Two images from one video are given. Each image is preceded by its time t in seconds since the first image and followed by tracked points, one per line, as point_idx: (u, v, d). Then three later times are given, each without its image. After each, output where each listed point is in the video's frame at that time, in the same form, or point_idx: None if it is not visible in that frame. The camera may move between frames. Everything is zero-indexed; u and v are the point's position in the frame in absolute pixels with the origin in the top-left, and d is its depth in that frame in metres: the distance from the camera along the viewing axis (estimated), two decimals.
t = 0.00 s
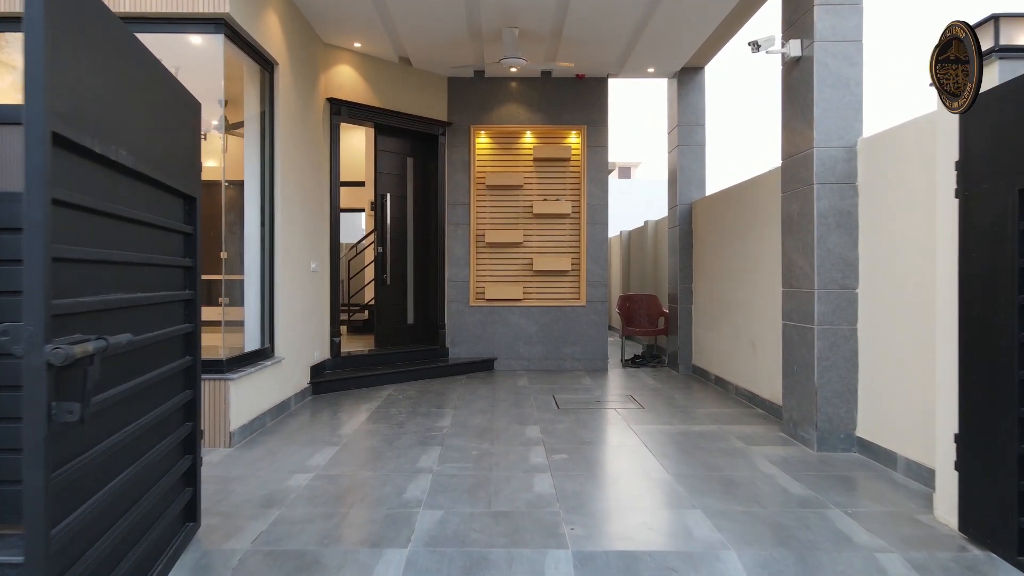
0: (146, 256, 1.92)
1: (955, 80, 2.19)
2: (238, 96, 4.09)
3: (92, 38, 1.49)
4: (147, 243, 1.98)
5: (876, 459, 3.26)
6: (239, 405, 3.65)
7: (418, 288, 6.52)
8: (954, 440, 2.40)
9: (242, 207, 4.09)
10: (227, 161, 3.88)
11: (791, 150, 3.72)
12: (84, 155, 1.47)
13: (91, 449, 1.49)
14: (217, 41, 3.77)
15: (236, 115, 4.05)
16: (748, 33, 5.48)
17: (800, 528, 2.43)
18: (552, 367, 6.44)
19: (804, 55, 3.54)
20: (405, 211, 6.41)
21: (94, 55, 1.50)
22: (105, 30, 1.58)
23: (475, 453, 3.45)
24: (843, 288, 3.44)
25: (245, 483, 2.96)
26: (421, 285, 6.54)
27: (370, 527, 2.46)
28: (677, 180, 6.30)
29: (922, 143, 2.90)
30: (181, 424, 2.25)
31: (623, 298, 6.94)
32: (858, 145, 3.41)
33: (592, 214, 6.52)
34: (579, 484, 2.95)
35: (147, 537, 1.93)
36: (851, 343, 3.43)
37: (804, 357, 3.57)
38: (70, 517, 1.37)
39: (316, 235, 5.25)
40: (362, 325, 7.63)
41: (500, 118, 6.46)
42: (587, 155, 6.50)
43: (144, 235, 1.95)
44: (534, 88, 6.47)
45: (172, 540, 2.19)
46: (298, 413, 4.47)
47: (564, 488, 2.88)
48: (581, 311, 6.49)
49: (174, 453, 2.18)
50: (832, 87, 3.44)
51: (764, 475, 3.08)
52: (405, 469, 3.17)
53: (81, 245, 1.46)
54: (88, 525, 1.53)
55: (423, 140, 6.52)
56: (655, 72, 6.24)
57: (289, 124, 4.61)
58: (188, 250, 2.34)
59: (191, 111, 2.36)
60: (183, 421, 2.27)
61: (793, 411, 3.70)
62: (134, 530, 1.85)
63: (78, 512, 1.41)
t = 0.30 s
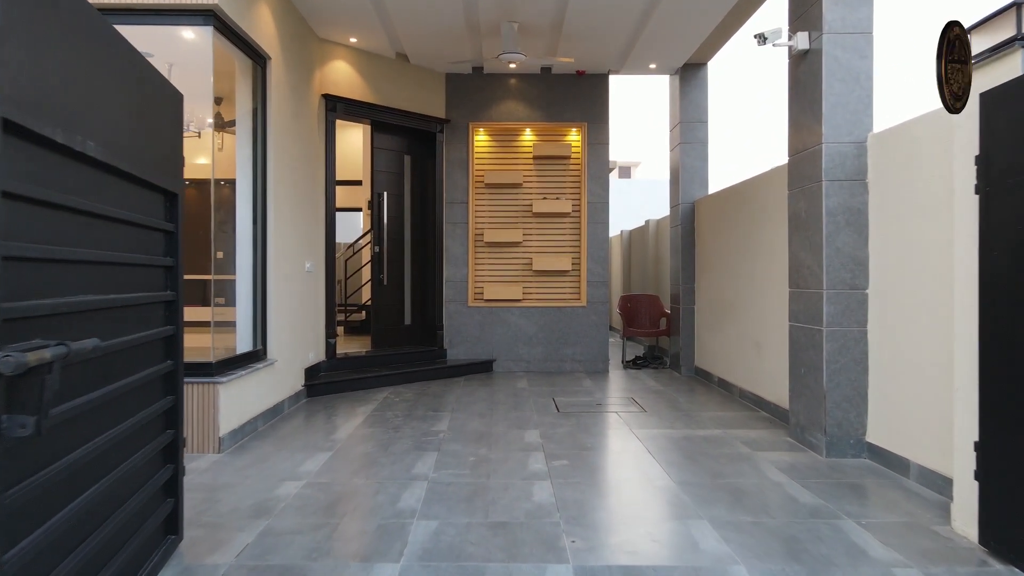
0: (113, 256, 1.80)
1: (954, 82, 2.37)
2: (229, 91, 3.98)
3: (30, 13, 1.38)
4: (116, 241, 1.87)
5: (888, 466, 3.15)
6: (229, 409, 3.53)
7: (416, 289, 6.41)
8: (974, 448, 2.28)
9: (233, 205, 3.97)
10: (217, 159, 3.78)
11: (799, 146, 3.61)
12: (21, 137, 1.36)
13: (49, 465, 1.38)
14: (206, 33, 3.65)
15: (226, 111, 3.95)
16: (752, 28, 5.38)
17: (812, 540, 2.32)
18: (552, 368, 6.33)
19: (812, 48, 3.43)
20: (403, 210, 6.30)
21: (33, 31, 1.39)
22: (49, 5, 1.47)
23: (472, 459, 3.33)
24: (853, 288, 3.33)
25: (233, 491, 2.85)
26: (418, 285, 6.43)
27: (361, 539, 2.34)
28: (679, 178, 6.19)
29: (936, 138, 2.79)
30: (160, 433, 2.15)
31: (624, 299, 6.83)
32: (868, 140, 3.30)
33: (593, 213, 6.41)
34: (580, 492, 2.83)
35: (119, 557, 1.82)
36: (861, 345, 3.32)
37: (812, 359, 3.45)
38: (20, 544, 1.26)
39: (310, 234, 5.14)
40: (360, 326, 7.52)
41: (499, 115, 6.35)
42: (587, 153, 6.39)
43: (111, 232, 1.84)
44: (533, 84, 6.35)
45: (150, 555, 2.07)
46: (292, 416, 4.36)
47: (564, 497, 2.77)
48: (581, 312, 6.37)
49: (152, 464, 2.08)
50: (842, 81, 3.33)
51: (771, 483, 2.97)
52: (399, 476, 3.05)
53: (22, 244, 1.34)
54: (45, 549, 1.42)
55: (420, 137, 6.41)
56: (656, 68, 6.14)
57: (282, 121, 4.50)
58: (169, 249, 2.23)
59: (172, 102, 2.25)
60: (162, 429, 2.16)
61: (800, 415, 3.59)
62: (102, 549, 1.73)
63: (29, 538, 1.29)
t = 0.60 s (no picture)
0: (77, 252, 1.70)
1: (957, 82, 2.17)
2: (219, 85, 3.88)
3: None
4: (85, 237, 1.77)
5: (900, 471, 3.04)
6: (218, 412, 3.42)
7: (413, 288, 6.30)
8: (994, 455, 2.17)
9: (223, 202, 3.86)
10: (206, 155, 3.67)
11: (806, 141, 3.50)
12: None
13: None
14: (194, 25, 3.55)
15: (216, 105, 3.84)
16: (755, 23, 5.27)
17: (822, 551, 2.21)
18: (551, 369, 6.22)
19: (821, 39, 3.32)
20: (399, 208, 6.19)
21: None
22: None
23: (469, 464, 3.23)
24: (863, 287, 3.22)
25: (220, 499, 2.74)
26: (415, 285, 6.32)
27: (350, 551, 2.23)
28: (681, 176, 6.08)
29: (952, 131, 2.68)
30: (137, 440, 2.05)
31: (625, 298, 6.73)
32: (878, 135, 3.20)
33: (593, 211, 6.29)
34: (580, 500, 2.72)
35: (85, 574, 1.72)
36: (871, 346, 3.21)
37: (820, 360, 3.35)
38: None
39: (305, 233, 5.03)
40: (357, 326, 7.42)
41: (497, 111, 6.24)
42: (588, 150, 6.28)
43: (78, 227, 1.74)
44: (532, 80, 6.24)
45: (126, 568, 1.97)
46: (285, 419, 4.25)
47: (564, 505, 2.66)
48: (581, 312, 6.27)
49: (128, 473, 1.98)
50: (851, 73, 3.22)
51: (778, 489, 2.86)
52: (392, 482, 2.94)
53: None
54: None
55: (418, 134, 6.30)
56: (658, 64, 6.03)
57: (274, 116, 4.39)
58: (148, 247, 2.12)
59: (150, 91, 2.14)
60: (139, 436, 2.06)
61: (807, 419, 3.48)
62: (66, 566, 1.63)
63: None
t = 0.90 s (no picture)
0: (49, 249, 1.58)
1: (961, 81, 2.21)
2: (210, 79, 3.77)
3: None
4: (58, 234, 1.66)
5: (914, 478, 2.92)
6: (207, 416, 3.31)
7: (410, 288, 6.19)
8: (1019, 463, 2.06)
9: (213, 199, 3.75)
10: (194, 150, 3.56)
11: (815, 136, 3.39)
12: None
13: None
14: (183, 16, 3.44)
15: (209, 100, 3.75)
16: (760, 17, 5.16)
17: (838, 564, 2.11)
18: (552, 371, 6.11)
19: (830, 30, 3.21)
20: (397, 206, 6.08)
21: None
22: None
23: (467, 470, 3.12)
24: (874, 287, 3.11)
25: (207, 507, 2.63)
26: (413, 285, 6.21)
27: (341, 563, 2.12)
28: (683, 174, 5.97)
29: (970, 123, 2.57)
30: (115, 447, 1.93)
31: (626, 298, 6.62)
32: (890, 129, 3.09)
33: (595, 209, 6.18)
34: (582, 508, 2.62)
35: None
36: (882, 348, 3.10)
37: (829, 362, 3.24)
38: None
39: (300, 231, 4.92)
40: (354, 326, 7.31)
41: (497, 108, 6.13)
42: (589, 147, 6.17)
43: (50, 221, 1.62)
44: (533, 76, 6.13)
45: None
46: (278, 422, 4.14)
47: (565, 513, 2.55)
48: (582, 312, 6.15)
49: (104, 483, 1.86)
50: (862, 65, 3.11)
51: (788, 496, 2.75)
52: (387, 489, 2.83)
53: None
54: None
55: (416, 131, 6.19)
56: (661, 60, 5.92)
57: (268, 111, 4.28)
58: (127, 243, 2.01)
59: (129, 79, 2.02)
60: (117, 443, 1.94)
61: (816, 423, 3.37)
62: None
63: None
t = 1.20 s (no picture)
0: (21, 247, 1.47)
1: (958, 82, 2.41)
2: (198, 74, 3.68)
3: None
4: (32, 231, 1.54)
5: (931, 486, 2.81)
6: (197, 421, 3.20)
7: (409, 288, 6.08)
8: None
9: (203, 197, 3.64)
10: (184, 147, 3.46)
11: (825, 130, 3.28)
12: None
13: None
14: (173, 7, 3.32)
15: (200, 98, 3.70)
16: (766, 11, 5.05)
17: None
18: (553, 372, 6.00)
19: (842, 21, 3.11)
20: (395, 204, 5.96)
21: None
22: None
23: (466, 476, 3.01)
24: (887, 287, 3.00)
25: (195, 516, 2.52)
26: (412, 284, 6.09)
27: None
28: (687, 172, 5.86)
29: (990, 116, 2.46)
30: (93, 456, 1.82)
31: (629, 298, 6.51)
32: (904, 124, 2.98)
33: (596, 208, 6.07)
34: (586, 518, 2.51)
35: None
36: (896, 350, 3.00)
37: (840, 365, 3.13)
38: None
39: (295, 230, 4.81)
40: (351, 327, 7.20)
41: (497, 104, 6.03)
42: (590, 145, 6.06)
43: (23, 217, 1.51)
44: (533, 72, 6.02)
45: None
46: (272, 426, 4.03)
47: (568, 523, 2.44)
48: (584, 312, 6.04)
49: (80, 495, 1.74)
50: (875, 57, 3.01)
51: (800, 504, 2.65)
52: (382, 497, 2.73)
53: None
54: None
55: (414, 129, 6.08)
56: (664, 56, 5.80)
57: (262, 107, 4.16)
58: (105, 241, 1.89)
59: (109, 67, 1.90)
60: (96, 452, 1.83)
61: (826, 427, 3.27)
62: None
63: None
